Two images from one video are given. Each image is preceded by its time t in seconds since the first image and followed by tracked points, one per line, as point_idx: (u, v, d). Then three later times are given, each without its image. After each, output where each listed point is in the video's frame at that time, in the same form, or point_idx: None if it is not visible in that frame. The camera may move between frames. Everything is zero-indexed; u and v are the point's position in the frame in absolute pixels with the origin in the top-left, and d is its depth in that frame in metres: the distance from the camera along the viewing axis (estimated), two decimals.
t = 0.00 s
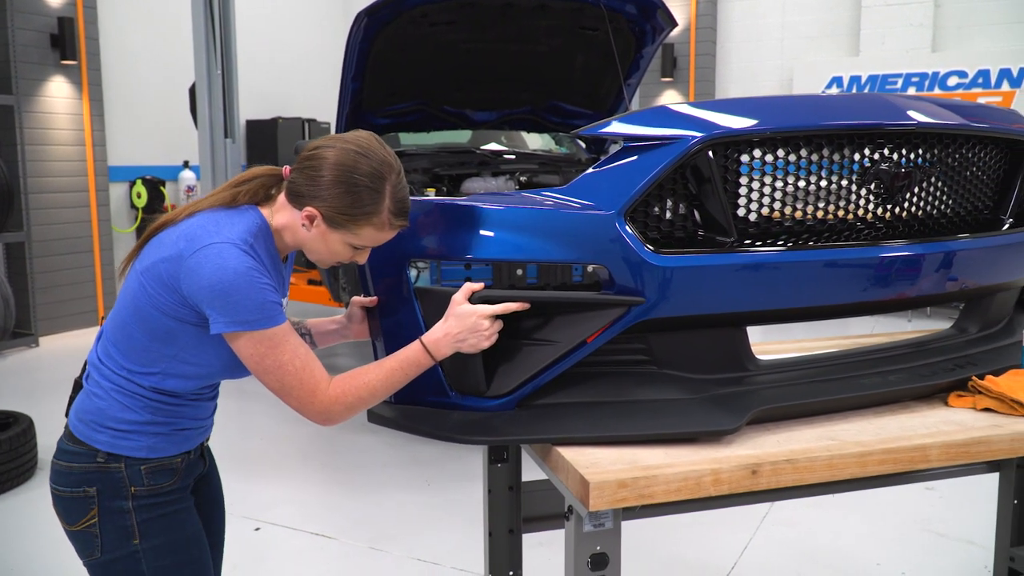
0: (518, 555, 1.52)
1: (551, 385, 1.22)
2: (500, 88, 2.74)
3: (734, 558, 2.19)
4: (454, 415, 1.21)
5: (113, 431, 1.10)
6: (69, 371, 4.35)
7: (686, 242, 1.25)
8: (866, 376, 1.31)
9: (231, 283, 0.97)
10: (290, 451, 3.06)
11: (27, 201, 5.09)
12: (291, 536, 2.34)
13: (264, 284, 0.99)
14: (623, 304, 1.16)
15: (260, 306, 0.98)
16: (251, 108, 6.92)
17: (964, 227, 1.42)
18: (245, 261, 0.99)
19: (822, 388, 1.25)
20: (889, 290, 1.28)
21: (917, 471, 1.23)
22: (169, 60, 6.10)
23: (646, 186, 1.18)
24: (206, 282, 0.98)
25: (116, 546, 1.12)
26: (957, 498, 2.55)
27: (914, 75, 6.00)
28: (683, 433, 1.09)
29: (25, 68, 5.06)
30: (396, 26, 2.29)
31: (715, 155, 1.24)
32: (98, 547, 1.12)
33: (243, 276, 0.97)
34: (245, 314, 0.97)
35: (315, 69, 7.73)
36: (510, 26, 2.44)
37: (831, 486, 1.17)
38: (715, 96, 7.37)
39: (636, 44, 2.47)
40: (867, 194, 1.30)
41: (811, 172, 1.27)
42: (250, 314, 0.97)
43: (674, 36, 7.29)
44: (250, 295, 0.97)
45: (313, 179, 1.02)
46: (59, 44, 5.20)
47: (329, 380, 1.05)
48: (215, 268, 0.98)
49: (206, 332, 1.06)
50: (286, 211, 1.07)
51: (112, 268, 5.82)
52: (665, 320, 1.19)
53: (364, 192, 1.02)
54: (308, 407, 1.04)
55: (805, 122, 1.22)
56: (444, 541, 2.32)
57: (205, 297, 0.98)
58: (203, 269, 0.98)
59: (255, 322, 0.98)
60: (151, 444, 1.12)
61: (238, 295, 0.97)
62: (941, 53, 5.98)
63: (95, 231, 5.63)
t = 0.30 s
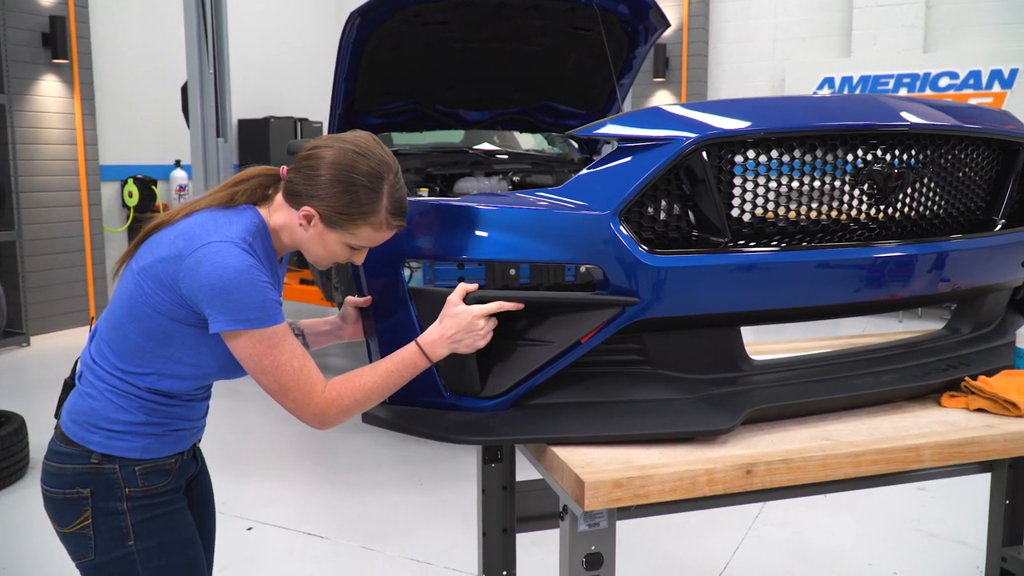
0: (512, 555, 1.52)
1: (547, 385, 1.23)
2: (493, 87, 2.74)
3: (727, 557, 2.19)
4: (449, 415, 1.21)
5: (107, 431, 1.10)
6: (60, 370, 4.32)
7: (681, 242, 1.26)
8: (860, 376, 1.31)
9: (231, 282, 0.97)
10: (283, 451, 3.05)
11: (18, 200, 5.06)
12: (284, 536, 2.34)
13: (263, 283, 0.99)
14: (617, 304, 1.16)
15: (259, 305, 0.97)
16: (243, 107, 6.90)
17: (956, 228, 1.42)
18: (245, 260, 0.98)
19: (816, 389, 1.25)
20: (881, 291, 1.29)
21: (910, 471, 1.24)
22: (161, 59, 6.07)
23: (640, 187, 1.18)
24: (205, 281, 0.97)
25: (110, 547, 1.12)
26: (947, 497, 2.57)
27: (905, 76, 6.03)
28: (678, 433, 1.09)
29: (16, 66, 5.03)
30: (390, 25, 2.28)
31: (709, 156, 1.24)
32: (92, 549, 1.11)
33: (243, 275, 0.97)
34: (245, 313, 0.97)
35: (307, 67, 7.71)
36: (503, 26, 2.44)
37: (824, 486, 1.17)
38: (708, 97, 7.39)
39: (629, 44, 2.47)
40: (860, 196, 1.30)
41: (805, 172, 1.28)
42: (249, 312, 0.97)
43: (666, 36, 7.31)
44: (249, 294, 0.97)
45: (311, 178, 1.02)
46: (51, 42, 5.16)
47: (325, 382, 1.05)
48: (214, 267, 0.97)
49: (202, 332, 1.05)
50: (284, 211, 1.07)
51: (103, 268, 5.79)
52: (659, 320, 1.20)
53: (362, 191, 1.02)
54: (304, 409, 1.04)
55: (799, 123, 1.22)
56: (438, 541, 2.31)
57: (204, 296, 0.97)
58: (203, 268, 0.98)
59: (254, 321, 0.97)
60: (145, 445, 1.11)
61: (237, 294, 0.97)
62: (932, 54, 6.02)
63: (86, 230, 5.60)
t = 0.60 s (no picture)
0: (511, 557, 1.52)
1: (547, 386, 1.23)
2: (490, 89, 2.73)
3: (725, 558, 2.19)
4: (449, 416, 1.21)
5: (105, 435, 1.09)
6: (55, 372, 4.31)
7: (680, 242, 1.26)
8: (859, 376, 1.31)
9: (232, 284, 0.96)
10: (280, 452, 3.04)
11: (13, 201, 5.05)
12: (280, 537, 2.33)
13: (264, 284, 0.98)
14: (616, 306, 1.16)
15: (260, 307, 0.97)
16: (238, 107, 6.88)
17: (955, 228, 1.43)
18: (246, 261, 0.98)
19: (815, 389, 1.25)
20: (880, 291, 1.29)
21: (910, 471, 1.24)
22: (156, 60, 6.06)
23: (641, 187, 1.18)
24: (206, 283, 0.97)
25: (107, 553, 1.11)
26: (944, 498, 2.58)
27: (901, 77, 6.05)
28: (678, 434, 1.09)
29: (10, 68, 5.01)
30: (387, 26, 2.28)
31: (709, 156, 1.24)
32: (90, 554, 1.11)
33: (243, 277, 0.97)
34: (245, 314, 0.97)
35: (303, 68, 7.69)
36: (500, 27, 2.44)
37: (824, 487, 1.17)
38: (703, 98, 7.40)
39: (625, 45, 2.48)
40: (859, 196, 1.31)
41: (804, 173, 1.28)
42: (251, 313, 0.97)
43: (661, 37, 7.32)
44: (250, 296, 0.97)
45: (311, 179, 1.02)
46: (46, 44, 5.15)
47: (324, 384, 1.05)
48: (215, 268, 0.97)
49: (202, 334, 1.05)
50: (283, 213, 1.07)
51: (99, 269, 5.77)
52: (659, 321, 1.20)
53: (364, 190, 1.01)
54: (302, 412, 1.03)
55: (799, 124, 1.23)
56: (436, 542, 2.31)
57: (205, 298, 0.97)
58: (203, 270, 0.97)
59: (254, 322, 0.97)
60: (142, 449, 1.11)
61: (238, 295, 0.96)
62: (927, 54, 6.04)
63: (82, 231, 5.58)
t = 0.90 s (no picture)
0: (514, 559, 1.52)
1: (551, 385, 1.23)
2: (490, 91, 2.73)
3: (726, 560, 2.19)
4: (453, 417, 1.21)
5: (109, 438, 1.09)
6: (55, 374, 4.31)
7: (683, 244, 1.26)
8: (862, 377, 1.32)
9: (238, 284, 0.96)
10: (281, 454, 3.04)
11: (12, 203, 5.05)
12: (281, 539, 2.33)
13: (270, 285, 0.99)
14: (619, 307, 1.16)
15: (266, 307, 0.97)
16: (237, 109, 6.89)
17: (957, 229, 1.43)
18: (251, 262, 0.98)
19: (818, 390, 1.25)
20: (881, 292, 1.29)
21: (913, 472, 1.24)
22: (155, 62, 6.06)
23: (644, 189, 1.17)
24: (212, 284, 0.97)
25: (112, 556, 1.11)
26: (946, 499, 2.58)
27: (900, 78, 6.06)
28: (681, 435, 1.10)
29: (9, 70, 5.02)
30: (387, 27, 2.29)
31: (711, 157, 1.24)
32: (95, 557, 1.11)
33: (249, 278, 0.97)
34: (252, 315, 0.97)
35: (302, 69, 7.69)
36: (500, 28, 2.44)
37: (828, 488, 1.17)
38: (702, 99, 7.41)
39: (625, 46, 2.47)
40: (861, 197, 1.31)
41: (807, 174, 1.28)
42: (256, 314, 0.97)
43: (660, 38, 7.32)
44: (255, 296, 0.97)
45: (314, 181, 1.02)
46: (45, 46, 5.15)
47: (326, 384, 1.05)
48: (220, 269, 0.97)
49: (207, 336, 1.05)
50: (287, 214, 1.07)
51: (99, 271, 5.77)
52: (662, 322, 1.20)
53: (371, 186, 1.03)
54: (305, 412, 1.04)
55: (801, 125, 1.23)
56: (437, 544, 2.31)
57: (210, 299, 0.97)
58: (209, 271, 0.98)
59: (260, 323, 0.97)
60: (146, 452, 1.11)
61: (243, 296, 0.96)
62: (927, 55, 6.05)
63: (81, 233, 5.58)
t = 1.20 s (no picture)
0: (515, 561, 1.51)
1: (554, 386, 1.23)
2: (492, 91, 2.73)
3: (727, 562, 2.19)
4: (456, 418, 1.21)
5: (116, 437, 1.09)
6: (56, 373, 4.31)
7: (687, 245, 1.26)
8: (865, 380, 1.31)
9: (248, 289, 0.96)
10: (281, 454, 3.04)
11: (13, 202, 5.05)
12: (282, 539, 2.33)
13: (279, 289, 0.99)
14: (623, 308, 1.16)
15: (274, 312, 0.97)
16: (238, 109, 6.89)
17: (961, 232, 1.43)
18: (262, 267, 0.98)
19: (822, 392, 1.25)
20: (885, 294, 1.28)
21: (917, 475, 1.23)
22: (157, 61, 6.06)
23: (648, 190, 1.17)
24: (222, 287, 0.97)
25: (118, 555, 1.11)
26: (947, 502, 2.57)
27: (902, 80, 6.06)
28: (685, 437, 1.10)
29: (11, 69, 5.02)
30: (388, 27, 2.29)
31: (716, 158, 1.24)
32: (100, 556, 1.11)
33: (259, 282, 0.97)
34: (261, 319, 0.97)
35: (303, 70, 7.69)
36: (503, 29, 2.44)
37: (831, 491, 1.17)
38: (704, 100, 7.40)
39: (627, 47, 2.47)
40: (865, 199, 1.31)
41: (811, 176, 1.28)
42: (266, 318, 0.97)
43: (662, 40, 7.32)
44: (265, 301, 0.97)
45: (319, 181, 1.02)
46: (47, 45, 5.16)
47: (330, 386, 1.05)
48: (231, 273, 0.97)
49: (215, 338, 1.05)
50: (294, 216, 1.07)
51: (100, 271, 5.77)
52: (665, 323, 1.19)
53: (375, 181, 1.02)
54: (311, 414, 1.04)
55: (805, 126, 1.23)
56: (437, 544, 2.31)
57: (220, 303, 0.97)
58: (218, 275, 0.98)
59: (269, 327, 0.97)
60: (152, 451, 1.11)
61: (253, 300, 0.97)
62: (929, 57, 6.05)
63: (82, 233, 5.58)
